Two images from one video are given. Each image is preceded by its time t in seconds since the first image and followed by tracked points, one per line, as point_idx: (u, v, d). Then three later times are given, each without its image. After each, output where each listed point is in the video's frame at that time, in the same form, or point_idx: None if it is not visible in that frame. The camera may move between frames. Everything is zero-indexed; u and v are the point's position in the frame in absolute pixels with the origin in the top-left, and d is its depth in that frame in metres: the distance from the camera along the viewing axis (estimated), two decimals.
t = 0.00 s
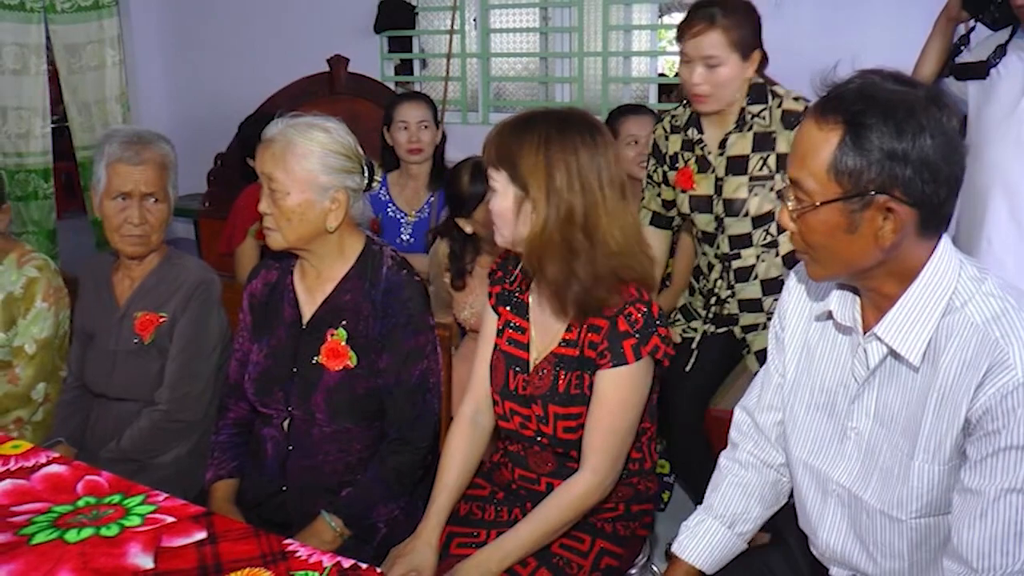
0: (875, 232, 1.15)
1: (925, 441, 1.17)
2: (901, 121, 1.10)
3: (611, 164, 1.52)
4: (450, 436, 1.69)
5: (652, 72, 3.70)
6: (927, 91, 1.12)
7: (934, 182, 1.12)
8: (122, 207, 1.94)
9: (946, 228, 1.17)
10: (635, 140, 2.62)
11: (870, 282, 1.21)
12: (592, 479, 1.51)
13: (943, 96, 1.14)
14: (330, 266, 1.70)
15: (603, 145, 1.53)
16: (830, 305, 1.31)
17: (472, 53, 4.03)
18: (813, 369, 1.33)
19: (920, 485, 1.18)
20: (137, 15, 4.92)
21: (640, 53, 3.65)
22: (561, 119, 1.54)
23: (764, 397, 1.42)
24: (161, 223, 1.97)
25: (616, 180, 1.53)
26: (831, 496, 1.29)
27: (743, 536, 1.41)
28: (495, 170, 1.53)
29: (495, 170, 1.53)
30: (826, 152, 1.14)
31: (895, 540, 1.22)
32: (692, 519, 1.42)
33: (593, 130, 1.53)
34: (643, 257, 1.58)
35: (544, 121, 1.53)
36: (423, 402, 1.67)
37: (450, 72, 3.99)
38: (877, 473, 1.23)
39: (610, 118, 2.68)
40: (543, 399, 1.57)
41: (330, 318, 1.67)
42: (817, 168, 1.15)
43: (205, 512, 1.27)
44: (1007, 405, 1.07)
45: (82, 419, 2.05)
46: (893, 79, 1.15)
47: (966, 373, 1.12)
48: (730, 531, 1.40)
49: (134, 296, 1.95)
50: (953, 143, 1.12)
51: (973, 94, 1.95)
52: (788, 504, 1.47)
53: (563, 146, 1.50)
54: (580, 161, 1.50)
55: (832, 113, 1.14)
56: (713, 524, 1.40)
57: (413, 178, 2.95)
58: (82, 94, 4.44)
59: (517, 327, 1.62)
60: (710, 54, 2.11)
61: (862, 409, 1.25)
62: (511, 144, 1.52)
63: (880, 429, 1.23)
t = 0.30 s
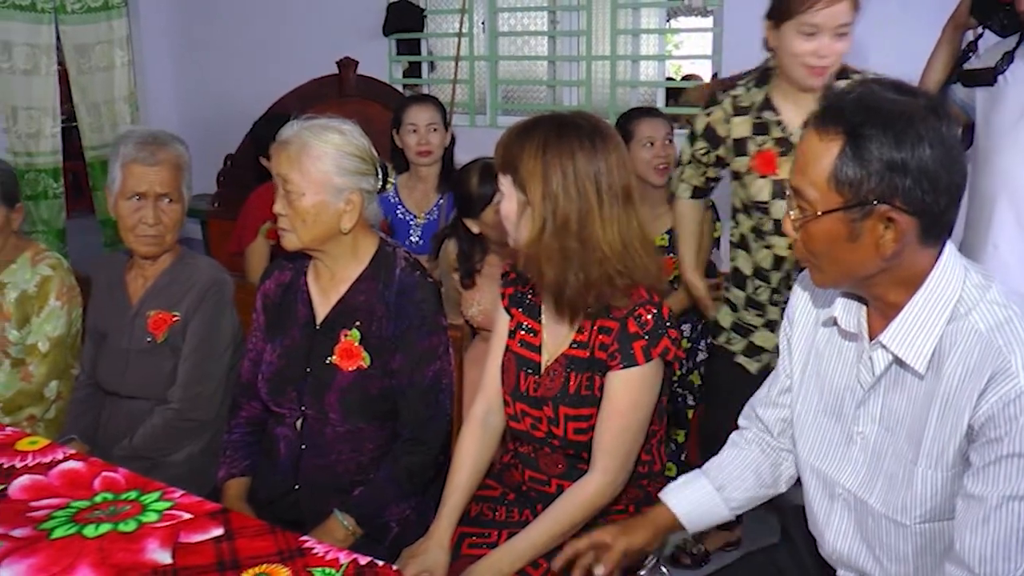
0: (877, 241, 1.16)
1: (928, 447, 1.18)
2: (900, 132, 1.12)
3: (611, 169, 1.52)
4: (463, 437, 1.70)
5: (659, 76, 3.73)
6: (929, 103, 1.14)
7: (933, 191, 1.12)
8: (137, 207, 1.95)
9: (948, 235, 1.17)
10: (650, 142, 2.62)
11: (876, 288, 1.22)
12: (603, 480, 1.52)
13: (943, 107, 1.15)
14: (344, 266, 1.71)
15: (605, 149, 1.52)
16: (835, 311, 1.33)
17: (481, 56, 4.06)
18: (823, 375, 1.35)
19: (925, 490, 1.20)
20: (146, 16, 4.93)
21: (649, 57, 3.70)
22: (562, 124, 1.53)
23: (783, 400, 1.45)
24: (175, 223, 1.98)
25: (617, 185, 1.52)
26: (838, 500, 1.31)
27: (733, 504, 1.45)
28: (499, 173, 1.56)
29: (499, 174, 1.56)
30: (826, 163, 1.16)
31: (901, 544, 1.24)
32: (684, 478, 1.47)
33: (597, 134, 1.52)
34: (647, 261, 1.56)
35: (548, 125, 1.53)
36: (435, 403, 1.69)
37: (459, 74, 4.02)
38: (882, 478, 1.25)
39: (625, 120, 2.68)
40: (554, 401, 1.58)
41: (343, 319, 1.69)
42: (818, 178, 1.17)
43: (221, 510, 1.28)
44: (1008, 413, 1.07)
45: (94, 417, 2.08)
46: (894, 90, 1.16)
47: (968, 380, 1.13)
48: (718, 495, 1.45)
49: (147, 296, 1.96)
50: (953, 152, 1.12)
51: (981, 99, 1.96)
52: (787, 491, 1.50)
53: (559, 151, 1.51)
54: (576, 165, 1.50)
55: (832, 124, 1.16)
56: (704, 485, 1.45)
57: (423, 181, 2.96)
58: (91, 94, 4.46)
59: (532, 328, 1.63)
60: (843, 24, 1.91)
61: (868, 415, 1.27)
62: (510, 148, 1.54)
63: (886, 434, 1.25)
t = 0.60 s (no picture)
0: (888, 252, 1.16)
1: (941, 451, 1.19)
2: (908, 143, 1.13)
3: (624, 172, 1.53)
4: (475, 437, 1.71)
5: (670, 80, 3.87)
6: (934, 113, 1.16)
7: (943, 201, 1.13)
8: (155, 207, 1.96)
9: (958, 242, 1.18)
10: (662, 145, 2.61)
11: (887, 296, 1.22)
12: (620, 480, 1.53)
13: (947, 116, 1.16)
14: (360, 266, 1.73)
15: (617, 152, 1.53)
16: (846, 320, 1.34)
17: (492, 58, 4.12)
18: (837, 381, 1.36)
19: (938, 494, 1.20)
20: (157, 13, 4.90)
21: (661, 60, 3.82)
22: (575, 128, 1.54)
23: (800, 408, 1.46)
24: (191, 223, 2.00)
25: (630, 187, 1.53)
26: (849, 504, 1.32)
27: (757, 508, 1.49)
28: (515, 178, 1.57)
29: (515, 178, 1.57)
30: (835, 176, 1.16)
31: (914, 547, 1.24)
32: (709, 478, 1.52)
33: (609, 137, 1.53)
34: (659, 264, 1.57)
35: (561, 128, 1.54)
36: (450, 403, 1.70)
37: (470, 76, 4.07)
38: (894, 482, 1.26)
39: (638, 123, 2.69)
40: (569, 400, 1.58)
41: (358, 319, 1.70)
42: (827, 193, 1.17)
43: (240, 505, 1.29)
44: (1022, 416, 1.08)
45: (110, 415, 2.04)
46: (897, 102, 1.18)
47: (981, 384, 1.14)
48: (742, 496, 1.49)
49: (162, 294, 1.98)
50: (960, 162, 1.14)
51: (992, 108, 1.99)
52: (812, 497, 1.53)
53: (571, 154, 1.52)
54: (590, 168, 1.51)
55: (839, 138, 1.17)
56: (729, 486, 1.49)
57: (435, 182, 2.98)
58: (104, 95, 4.49)
59: (547, 329, 1.64)
60: None
61: (879, 420, 1.28)
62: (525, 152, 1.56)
63: (897, 438, 1.26)
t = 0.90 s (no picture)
0: (890, 265, 1.16)
1: (950, 459, 1.19)
2: (899, 157, 1.12)
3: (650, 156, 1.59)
4: (483, 443, 1.70)
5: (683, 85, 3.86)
6: (925, 123, 1.14)
7: (942, 211, 1.12)
8: (170, 207, 1.98)
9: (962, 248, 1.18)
10: (676, 148, 2.61)
11: (894, 306, 1.21)
12: (638, 468, 1.54)
13: (938, 124, 1.15)
14: (374, 267, 1.74)
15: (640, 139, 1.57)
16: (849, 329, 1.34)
17: (503, 61, 4.15)
18: (844, 389, 1.36)
19: (946, 501, 1.21)
20: (171, 15, 4.92)
21: (672, 64, 3.84)
22: (601, 119, 1.55)
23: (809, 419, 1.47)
24: (205, 223, 2.01)
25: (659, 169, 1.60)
26: (857, 511, 1.32)
27: (776, 512, 1.51)
28: (568, 186, 1.51)
29: (567, 187, 1.51)
30: (830, 197, 1.16)
31: (923, 554, 1.25)
32: (729, 481, 1.53)
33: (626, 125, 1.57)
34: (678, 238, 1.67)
35: (592, 124, 1.54)
36: (463, 403, 1.70)
37: (482, 78, 4.11)
38: (902, 490, 1.26)
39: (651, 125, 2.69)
40: (586, 394, 1.59)
41: (372, 320, 1.71)
42: (823, 214, 1.17)
43: (253, 503, 1.29)
44: None
45: (124, 414, 2.04)
46: (886, 115, 1.17)
47: (988, 392, 1.14)
48: (762, 498, 1.51)
49: (177, 295, 1.99)
50: (954, 171, 1.13)
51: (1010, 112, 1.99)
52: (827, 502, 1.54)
53: (627, 144, 1.54)
54: (637, 158, 1.54)
55: (830, 157, 1.16)
56: (748, 489, 1.51)
57: (448, 184, 2.99)
58: (116, 98, 4.52)
59: (553, 328, 1.65)
60: None
61: (887, 427, 1.28)
62: (568, 165, 1.50)
63: (905, 446, 1.26)
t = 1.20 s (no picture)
0: (929, 275, 1.14)
1: (1001, 472, 1.17)
2: (937, 165, 1.09)
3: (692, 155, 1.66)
4: (533, 451, 1.68)
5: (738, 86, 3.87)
6: (966, 128, 1.10)
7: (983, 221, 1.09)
8: (226, 207, 2.01)
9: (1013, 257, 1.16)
10: (732, 151, 2.56)
11: (939, 313, 1.19)
12: (705, 451, 1.58)
13: (984, 132, 1.10)
14: (424, 268, 1.75)
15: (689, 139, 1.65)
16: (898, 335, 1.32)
17: (558, 63, 4.17)
18: (895, 397, 1.34)
19: (998, 515, 1.18)
20: (233, 20, 5.02)
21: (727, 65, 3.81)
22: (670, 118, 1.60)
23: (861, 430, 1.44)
24: (261, 223, 2.05)
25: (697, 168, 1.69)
26: (905, 522, 1.29)
27: (836, 511, 1.50)
28: (679, 182, 1.53)
29: (678, 184, 1.53)
30: (867, 205, 1.14)
31: (972, 569, 1.22)
32: (789, 481, 1.53)
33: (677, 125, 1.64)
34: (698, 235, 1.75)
35: (671, 122, 1.58)
36: (511, 404, 1.71)
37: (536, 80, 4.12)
38: (952, 501, 1.23)
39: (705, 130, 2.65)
40: (651, 387, 1.59)
41: (422, 320, 1.72)
42: (861, 221, 1.15)
43: (302, 498, 1.31)
44: None
45: (181, 410, 2.09)
46: (928, 121, 1.13)
47: None
48: (821, 499, 1.50)
49: (233, 294, 2.03)
50: (996, 181, 1.09)
51: None
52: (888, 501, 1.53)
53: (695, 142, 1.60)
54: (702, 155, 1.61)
55: (866, 165, 1.14)
56: (808, 489, 1.51)
57: (501, 186, 3.01)
58: (178, 102, 4.62)
59: (604, 329, 1.62)
60: None
61: (936, 437, 1.26)
62: (673, 160, 1.52)
63: (955, 457, 1.23)
